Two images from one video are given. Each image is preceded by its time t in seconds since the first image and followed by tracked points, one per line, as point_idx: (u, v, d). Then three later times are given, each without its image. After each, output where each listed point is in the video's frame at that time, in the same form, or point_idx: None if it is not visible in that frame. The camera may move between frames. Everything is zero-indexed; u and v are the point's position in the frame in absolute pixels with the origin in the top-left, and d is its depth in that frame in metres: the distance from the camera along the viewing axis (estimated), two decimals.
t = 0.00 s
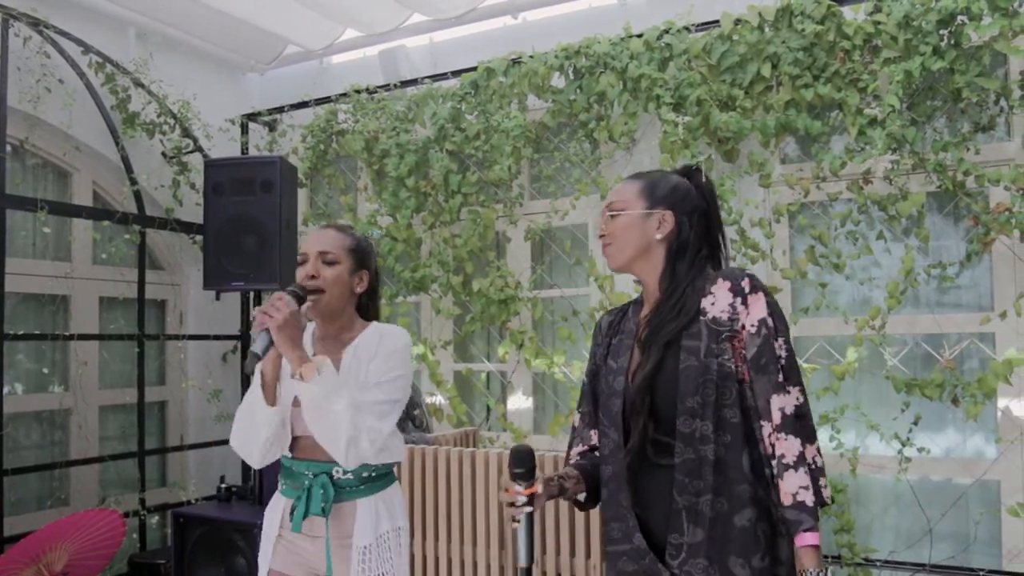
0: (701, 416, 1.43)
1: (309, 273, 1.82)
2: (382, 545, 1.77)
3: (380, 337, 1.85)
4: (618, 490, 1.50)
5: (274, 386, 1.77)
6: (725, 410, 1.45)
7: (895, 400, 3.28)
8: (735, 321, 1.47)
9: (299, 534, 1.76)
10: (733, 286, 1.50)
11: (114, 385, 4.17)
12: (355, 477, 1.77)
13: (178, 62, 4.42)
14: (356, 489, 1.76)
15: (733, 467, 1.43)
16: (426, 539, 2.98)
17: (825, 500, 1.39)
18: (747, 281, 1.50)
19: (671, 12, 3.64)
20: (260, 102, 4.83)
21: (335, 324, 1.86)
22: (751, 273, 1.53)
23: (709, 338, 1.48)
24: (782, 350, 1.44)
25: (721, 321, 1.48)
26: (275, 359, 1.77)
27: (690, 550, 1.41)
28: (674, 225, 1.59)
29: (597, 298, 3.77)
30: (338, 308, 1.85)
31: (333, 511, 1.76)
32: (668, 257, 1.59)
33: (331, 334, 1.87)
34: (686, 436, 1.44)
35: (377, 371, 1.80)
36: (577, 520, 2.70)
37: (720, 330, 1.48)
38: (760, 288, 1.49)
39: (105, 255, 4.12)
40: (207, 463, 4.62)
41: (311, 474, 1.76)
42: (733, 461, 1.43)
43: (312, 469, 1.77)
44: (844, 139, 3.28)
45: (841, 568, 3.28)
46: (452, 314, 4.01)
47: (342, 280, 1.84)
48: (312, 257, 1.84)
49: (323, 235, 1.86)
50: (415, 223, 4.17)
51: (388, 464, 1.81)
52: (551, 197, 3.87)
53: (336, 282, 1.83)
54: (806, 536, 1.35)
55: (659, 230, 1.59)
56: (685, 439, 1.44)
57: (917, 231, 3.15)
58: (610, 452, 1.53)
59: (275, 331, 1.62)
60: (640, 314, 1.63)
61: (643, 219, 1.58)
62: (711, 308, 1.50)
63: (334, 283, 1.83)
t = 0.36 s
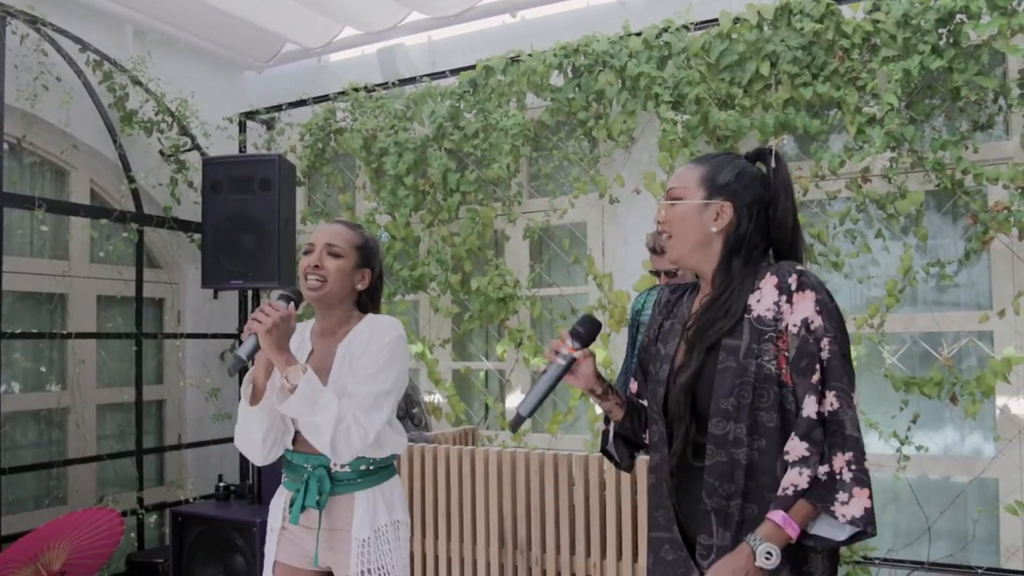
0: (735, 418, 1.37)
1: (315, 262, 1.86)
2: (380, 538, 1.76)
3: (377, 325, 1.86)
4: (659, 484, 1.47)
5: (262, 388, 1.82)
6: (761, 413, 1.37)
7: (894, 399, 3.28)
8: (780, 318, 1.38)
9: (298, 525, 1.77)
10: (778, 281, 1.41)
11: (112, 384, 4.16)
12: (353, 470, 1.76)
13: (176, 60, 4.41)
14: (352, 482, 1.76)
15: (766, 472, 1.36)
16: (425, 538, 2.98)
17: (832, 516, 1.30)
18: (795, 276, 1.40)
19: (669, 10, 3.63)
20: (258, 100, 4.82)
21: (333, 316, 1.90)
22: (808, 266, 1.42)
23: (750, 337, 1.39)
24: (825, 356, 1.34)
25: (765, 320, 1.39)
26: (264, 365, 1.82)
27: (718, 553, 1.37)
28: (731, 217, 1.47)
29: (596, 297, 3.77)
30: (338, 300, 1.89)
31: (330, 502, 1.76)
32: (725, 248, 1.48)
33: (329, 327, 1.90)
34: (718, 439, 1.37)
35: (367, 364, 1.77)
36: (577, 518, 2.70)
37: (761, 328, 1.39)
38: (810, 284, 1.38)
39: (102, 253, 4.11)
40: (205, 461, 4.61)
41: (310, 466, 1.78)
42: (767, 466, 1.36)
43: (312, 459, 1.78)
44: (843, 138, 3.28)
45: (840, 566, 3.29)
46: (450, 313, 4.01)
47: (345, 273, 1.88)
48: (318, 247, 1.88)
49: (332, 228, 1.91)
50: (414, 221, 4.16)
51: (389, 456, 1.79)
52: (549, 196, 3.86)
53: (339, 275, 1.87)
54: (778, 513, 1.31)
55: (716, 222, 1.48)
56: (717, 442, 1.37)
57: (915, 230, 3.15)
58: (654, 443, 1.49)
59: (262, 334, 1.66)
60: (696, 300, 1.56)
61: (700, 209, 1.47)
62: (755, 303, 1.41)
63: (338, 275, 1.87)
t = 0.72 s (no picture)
0: (762, 372, 1.26)
1: (285, 285, 1.79)
2: (374, 562, 1.73)
3: (359, 352, 1.80)
4: (673, 449, 1.32)
5: (253, 431, 1.73)
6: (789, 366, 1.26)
7: (892, 395, 3.26)
8: (804, 267, 1.28)
9: (292, 551, 1.74)
10: (800, 237, 1.30)
11: (105, 382, 4.13)
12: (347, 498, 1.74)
13: (169, 55, 4.38)
14: (345, 510, 1.73)
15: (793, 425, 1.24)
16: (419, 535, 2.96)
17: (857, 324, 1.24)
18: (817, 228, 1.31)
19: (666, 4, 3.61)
20: (251, 96, 4.78)
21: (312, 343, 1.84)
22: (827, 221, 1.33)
23: (772, 292, 1.29)
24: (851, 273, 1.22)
25: (787, 273, 1.29)
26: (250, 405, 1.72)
27: (743, 514, 1.24)
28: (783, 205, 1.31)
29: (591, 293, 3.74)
30: (314, 325, 1.83)
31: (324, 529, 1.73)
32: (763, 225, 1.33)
33: (310, 355, 1.84)
34: (744, 395, 1.26)
35: (353, 396, 1.71)
36: (571, 515, 2.67)
37: (783, 283, 1.29)
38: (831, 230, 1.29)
39: (94, 250, 4.07)
40: (199, 460, 4.58)
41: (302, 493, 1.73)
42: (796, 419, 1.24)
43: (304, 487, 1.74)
44: (840, 132, 3.25)
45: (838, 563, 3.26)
46: (445, 310, 3.98)
47: (319, 297, 1.81)
48: (290, 269, 1.81)
49: (302, 248, 1.84)
50: (409, 217, 4.14)
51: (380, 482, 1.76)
52: (545, 191, 3.83)
53: (312, 299, 1.80)
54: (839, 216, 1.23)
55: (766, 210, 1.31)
56: (743, 398, 1.25)
57: (913, 225, 3.12)
58: (667, 407, 1.35)
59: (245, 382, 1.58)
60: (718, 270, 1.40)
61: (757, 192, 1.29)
62: (776, 259, 1.31)
63: (310, 299, 1.80)
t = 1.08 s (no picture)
0: (782, 398, 1.10)
1: (272, 284, 1.77)
2: (357, 554, 1.70)
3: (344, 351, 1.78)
4: (674, 462, 1.17)
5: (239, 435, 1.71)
6: (809, 398, 1.11)
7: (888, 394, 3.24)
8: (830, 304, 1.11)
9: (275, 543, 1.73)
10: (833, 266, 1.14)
11: (98, 381, 4.10)
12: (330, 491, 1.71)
13: (163, 52, 4.36)
14: (329, 503, 1.71)
15: (809, 458, 1.09)
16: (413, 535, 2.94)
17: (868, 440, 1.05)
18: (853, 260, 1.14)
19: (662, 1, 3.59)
20: (246, 93, 4.76)
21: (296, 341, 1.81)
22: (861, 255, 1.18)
23: (797, 317, 1.14)
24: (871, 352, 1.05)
25: (811, 304, 1.13)
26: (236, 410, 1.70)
27: (747, 542, 1.09)
28: (800, 213, 1.22)
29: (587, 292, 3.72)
30: (299, 324, 1.81)
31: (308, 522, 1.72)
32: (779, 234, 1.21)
33: (293, 353, 1.82)
34: (760, 418, 1.11)
35: (334, 394, 1.69)
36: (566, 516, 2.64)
37: (806, 311, 1.13)
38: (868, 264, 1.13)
39: (87, 248, 4.04)
40: (192, 459, 4.56)
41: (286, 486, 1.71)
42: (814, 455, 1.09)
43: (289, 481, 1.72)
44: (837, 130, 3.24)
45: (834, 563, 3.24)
46: (440, 309, 3.96)
47: (306, 296, 1.79)
48: (278, 268, 1.78)
49: (289, 247, 1.81)
50: (404, 215, 4.12)
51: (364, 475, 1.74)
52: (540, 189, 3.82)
53: (299, 298, 1.78)
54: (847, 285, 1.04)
55: (784, 212, 1.22)
56: (759, 421, 1.10)
57: (911, 224, 3.11)
58: (668, 419, 1.19)
59: (228, 390, 1.55)
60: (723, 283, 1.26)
61: (777, 190, 1.21)
62: (804, 284, 1.15)
63: (297, 299, 1.78)
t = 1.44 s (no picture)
0: (794, 395, 1.10)
1: (270, 286, 1.75)
2: (363, 542, 1.70)
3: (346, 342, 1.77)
4: (684, 462, 1.14)
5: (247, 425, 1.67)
6: (819, 395, 1.11)
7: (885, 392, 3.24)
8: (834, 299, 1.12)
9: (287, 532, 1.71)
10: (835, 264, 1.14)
11: (91, 380, 4.08)
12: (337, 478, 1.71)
13: (157, 49, 4.34)
14: (338, 490, 1.71)
15: (818, 453, 1.09)
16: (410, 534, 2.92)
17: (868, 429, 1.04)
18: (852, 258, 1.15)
19: None
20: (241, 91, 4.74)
21: (299, 336, 1.80)
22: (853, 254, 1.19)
23: (804, 313, 1.13)
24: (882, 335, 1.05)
25: (817, 298, 1.13)
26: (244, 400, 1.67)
27: (762, 540, 1.07)
28: (802, 208, 1.21)
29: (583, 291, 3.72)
30: (300, 319, 1.79)
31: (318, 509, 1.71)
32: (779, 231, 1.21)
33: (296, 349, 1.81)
34: (773, 416, 1.09)
35: (335, 383, 1.68)
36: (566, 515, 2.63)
37: (814, 306, 1.13)
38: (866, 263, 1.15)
39: (81, 245, 4.02)
40: (187, 458, 4.53)
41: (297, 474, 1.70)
42: (822, 449, 1.09)
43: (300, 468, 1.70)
44: (834, 128, 3.23)
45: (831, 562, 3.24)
46: (436, 307, 3.94)
47: (305, 293, 1.77)
48: (274, 269, 1.76)
49: (282, 246, 1.78)
50: (400, 214, 4.10)
51: (371, 462, 1.74)
52: (536, 188, 3.81)
53: (298, 296, 1.76)
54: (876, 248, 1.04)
55: (788, 206, 1.21)
56: (772, 419, 1.09)
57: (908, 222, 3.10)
58: (677, 418, 1.16)
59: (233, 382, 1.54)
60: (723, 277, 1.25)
61: (781, 183, 1.20)
62: (809, 280, 1.14)
63: (296, 297, 1.76)
